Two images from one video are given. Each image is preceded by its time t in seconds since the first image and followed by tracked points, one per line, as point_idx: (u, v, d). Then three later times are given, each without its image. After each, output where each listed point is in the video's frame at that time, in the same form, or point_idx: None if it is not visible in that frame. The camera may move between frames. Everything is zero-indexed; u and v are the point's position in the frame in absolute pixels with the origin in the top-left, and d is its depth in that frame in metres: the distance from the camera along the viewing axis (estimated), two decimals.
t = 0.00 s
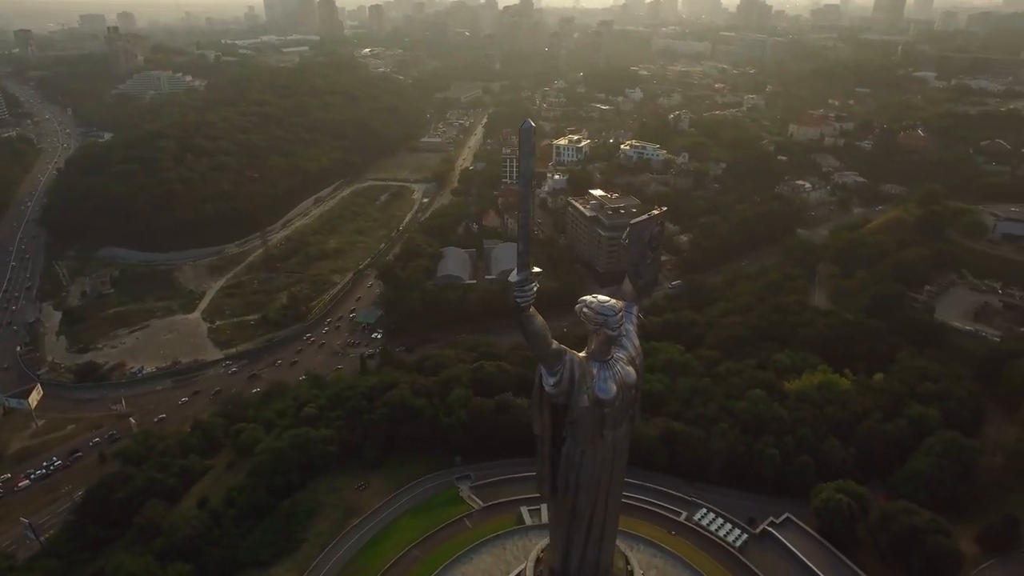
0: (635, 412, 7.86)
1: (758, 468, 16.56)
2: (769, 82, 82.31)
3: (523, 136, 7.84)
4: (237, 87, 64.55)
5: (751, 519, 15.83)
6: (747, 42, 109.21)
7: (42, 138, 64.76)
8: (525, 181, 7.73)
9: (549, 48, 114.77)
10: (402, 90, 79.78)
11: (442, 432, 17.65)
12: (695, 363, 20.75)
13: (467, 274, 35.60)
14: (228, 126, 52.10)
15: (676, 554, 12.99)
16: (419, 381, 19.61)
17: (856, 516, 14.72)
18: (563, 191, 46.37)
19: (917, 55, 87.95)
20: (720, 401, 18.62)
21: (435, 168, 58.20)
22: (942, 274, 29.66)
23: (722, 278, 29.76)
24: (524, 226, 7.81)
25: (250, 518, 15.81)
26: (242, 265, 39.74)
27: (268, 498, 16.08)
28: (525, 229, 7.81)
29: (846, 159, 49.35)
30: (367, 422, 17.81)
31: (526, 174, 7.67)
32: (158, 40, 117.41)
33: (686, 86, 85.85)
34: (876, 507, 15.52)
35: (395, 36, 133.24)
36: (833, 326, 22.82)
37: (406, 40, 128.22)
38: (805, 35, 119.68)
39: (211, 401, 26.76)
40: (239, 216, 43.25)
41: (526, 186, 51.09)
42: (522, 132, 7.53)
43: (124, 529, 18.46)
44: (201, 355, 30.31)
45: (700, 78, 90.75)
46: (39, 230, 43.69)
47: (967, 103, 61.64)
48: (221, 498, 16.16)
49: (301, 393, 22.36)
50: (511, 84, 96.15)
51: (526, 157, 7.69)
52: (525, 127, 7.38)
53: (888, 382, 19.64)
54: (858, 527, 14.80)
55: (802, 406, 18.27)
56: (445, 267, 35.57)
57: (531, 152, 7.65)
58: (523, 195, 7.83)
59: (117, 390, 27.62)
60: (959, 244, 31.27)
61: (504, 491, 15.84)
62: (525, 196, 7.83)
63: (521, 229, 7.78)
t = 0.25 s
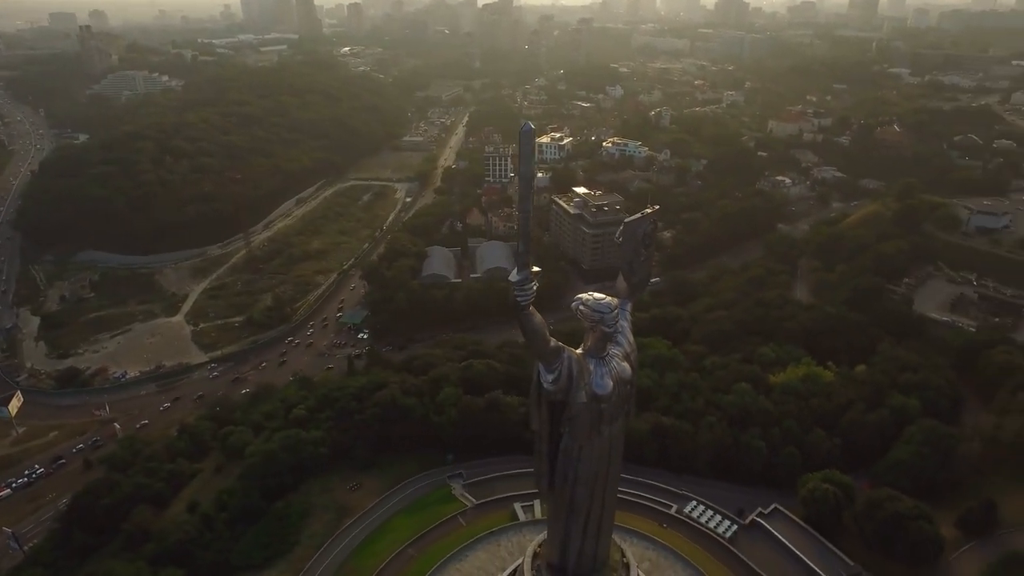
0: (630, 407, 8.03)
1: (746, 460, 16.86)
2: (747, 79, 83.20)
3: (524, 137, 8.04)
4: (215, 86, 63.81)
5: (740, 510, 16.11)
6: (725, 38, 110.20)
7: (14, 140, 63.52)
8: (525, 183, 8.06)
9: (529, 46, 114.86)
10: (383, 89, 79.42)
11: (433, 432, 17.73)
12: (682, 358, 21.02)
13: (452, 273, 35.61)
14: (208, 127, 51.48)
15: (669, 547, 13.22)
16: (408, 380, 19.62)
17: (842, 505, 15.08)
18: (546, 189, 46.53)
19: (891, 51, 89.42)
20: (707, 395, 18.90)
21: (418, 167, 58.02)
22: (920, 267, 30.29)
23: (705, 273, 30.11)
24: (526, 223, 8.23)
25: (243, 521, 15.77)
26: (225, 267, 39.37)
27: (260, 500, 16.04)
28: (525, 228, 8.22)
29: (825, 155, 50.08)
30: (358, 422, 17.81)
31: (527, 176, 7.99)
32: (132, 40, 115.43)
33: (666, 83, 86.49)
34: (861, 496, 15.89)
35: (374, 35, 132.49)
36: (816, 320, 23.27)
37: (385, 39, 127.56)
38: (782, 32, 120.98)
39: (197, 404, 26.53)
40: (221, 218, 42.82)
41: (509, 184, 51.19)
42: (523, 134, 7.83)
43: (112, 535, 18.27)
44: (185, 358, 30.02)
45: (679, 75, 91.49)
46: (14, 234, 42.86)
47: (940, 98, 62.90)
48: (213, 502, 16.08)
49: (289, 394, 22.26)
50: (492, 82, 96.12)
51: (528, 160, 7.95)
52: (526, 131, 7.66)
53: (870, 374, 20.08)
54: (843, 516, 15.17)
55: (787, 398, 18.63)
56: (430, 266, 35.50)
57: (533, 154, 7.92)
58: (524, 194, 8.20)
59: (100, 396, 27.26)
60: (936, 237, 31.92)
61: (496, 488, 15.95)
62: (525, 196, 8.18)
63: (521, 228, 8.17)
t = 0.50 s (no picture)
0: (626, 402, 8.18)
1: (734, 452, 17.14)
2: (726, 75, 84.00)
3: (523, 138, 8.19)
4: (193, 86, 63.03)
5: (729, 501, 16.38)
6: (704, 35, 111.07)
7: None
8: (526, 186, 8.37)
9: (509, 44, 114.85)
10: (363, 88, 79.03)
11: (424, 430, 17.80)
12: (668, 353, 21.27)
13: (437, 272, 35.59)
14: (187, 127, 50.87)
15: (662, 538, 13.44)
16: (398, 379, 19.63)
17: (828, 494, 15.41)
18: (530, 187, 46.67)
19: (866, 48, 90.79)
20: (695, 388, 19.17)
21: (400, 166, 57.82)
22: (898, 260, 30.91)
23: (690, 269, 30.45)
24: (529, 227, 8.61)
25: (235, 524, 15.69)
26: (207, 269, 38.98)
27: (252, 503, 15.97)
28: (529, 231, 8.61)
29: (804, 150, 50.79)
30: (348, 422, 17.79)
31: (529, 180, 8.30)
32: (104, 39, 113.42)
33: (646, 80, 87.03)
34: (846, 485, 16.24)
35: (352, 33, 131.59)
36: (799, 313, 23.67)
37: (364, 37, 126.79)
38: (759, 29, 122.20)
39: (183, 408, 26.30)
40: (203, 219, 42.40)
41: (492, 183, 51.27)
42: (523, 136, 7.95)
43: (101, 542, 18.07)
44: (169, 362, 29.73)
45: (659, 72, 92.11)
46: None
47: (914, 94, 64.09)
48: (204, 505, 15.99)
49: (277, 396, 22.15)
50: (472, 80, 96.04)
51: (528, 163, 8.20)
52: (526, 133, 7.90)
53: (852, 366, 20.51)
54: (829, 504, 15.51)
55: (772, 391, 18.98)
56: (415, 265, 35.42)
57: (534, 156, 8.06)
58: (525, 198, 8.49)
59: (82, 402, 26.88)
60: (913, 231, 32.58)
61: (488, 485, 16.06)
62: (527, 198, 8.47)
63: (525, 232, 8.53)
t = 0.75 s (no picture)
0: (620, 396, 8.36)
1: (721, 444, 17.45)
2: (705, 72, 84.74)
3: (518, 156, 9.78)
4: (170, 86, 62.23)
5: (717, 492, 16.66)
6: (682, 32, 111.95)
7: None
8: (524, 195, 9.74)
9: (489, 42, 114.83)
10: (343, 87, 78.62)
11: (415, 429, 17.87)
12: (655, 348, 21.54)
13: (422, 272, 35.57)
14: (165, 128, 50.24)
15: (653, 531, 13.69)
16: (387, 379, 19.66)
17: (814, 483, 15.77)
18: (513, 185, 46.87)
19: (841, 44, 92.19)
20: (681, 383, 19.47)
21: (382, 165, 57.62)
22: (876, 253, 31.55)
23: (674, 264, 30.80)
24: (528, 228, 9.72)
25: (227, 527, 15.68)
26: (189, 271, 38.58)
27: (244, 505, 15.94)
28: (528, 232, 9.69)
29: (782, 146, 51.50)
30: (339, 422, 17.78)
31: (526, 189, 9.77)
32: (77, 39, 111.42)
33: (626, 77, 87.55)
34: (830, 474, 16.62)
35: (331, 32, 130.65)
36: (781, 307, 24.09)
37: (343, 36, 125.97)
38: (737, 26, 123.41)
39: (169, 412, 26.08)
40: (184, 221, 41.95)
41: (475, 181, 51.36)
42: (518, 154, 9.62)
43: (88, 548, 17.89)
44: (153, 366, 29.43)
45: (639, 69, 92.66)
46: None
47: (889, 90, 65.23)
48: (194, 509, 15.93)
49: (264, 397, 22.07)
50: (453, 78, 95.92)
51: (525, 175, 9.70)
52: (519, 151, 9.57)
53: (834, 357, 20.94)
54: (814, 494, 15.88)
55: (757, 384, 19.34)
56: (400, 264, 35.36)
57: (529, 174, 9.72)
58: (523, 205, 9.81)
59: (64, 407, 26.51)
60: (890, 224, 33.26)
61: (481, 482, 16.18)
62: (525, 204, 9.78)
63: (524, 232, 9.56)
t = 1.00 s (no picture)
0: (613, 391, 8.57)
1: (707, 436, 17.79)
2: (681, 69, 85.51)
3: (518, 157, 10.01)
4: (143, 86, 61.19)
5: (704, 483, 16.99)
6: (658, 30, 112.79)
7: None
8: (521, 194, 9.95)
9: (466, 40, 114.63)
10: (319, 86, 78.00)
11: (405, 428, 17.94)
12: (640, 343, 21.85)
13: (406, 271, 35.53)
14: (139, 129, 49.45)
15: (643, 522, 13.95)
16: (375, 379, 19.67)
17: (798, 473, 16.16)
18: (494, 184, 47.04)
19: (814, 41, 93.63)
20: (667, 377, 19.79)
21: (362, 165, 57.33)
22: (852, 246, 32.24)
23: (655, 260, 31.18)
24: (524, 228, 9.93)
25: (218, 530, 15.63)
26: (168, 274, 38.12)
27: (235, 508, 15.90)
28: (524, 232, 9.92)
29: (759, 142, 52.26)
30: (328, 423, 17.78)
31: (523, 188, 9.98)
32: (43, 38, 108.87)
33: (604, 74, 88.04)
34: (813, 463, 17.04)
35: (305, 31, 129.35)
36: (762, 301, 24.55)
37: (318, 35, 124.77)
38: (711, 23, 124.63)
39: (152, 417, 25.81)
40: (162, 224, 41.42)
41: (456, 180, 51.39)
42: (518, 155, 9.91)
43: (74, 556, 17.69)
44: (134, 371, 29.07)
45: (616, 67, 93.24)
46: None
47: (861, 86, 66.49)
48: (184, 513, 15.84)
49: (250, 399, 21.93)
50: (430, 77, 95.66)
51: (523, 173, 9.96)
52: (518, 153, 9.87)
53: (814, 349, 21.42)
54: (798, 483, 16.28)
55: (741, 377, 19.74)
56: (383, 264, 35.26)
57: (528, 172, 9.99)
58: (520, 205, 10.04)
59: (43, 415, 26.09)
60: (865, 218, 34.01)
61: (471, 479, 16.31)
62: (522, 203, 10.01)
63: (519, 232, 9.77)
